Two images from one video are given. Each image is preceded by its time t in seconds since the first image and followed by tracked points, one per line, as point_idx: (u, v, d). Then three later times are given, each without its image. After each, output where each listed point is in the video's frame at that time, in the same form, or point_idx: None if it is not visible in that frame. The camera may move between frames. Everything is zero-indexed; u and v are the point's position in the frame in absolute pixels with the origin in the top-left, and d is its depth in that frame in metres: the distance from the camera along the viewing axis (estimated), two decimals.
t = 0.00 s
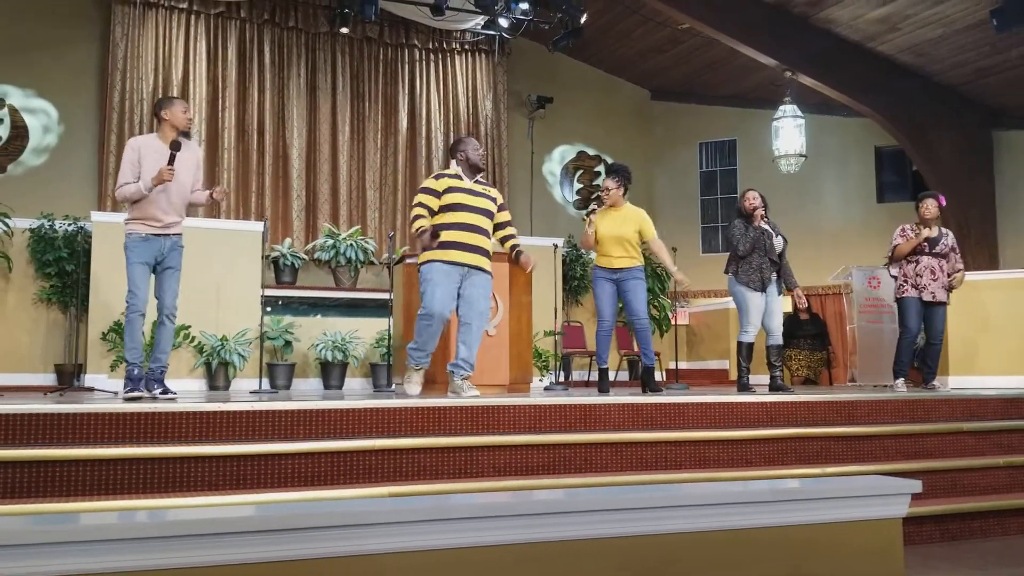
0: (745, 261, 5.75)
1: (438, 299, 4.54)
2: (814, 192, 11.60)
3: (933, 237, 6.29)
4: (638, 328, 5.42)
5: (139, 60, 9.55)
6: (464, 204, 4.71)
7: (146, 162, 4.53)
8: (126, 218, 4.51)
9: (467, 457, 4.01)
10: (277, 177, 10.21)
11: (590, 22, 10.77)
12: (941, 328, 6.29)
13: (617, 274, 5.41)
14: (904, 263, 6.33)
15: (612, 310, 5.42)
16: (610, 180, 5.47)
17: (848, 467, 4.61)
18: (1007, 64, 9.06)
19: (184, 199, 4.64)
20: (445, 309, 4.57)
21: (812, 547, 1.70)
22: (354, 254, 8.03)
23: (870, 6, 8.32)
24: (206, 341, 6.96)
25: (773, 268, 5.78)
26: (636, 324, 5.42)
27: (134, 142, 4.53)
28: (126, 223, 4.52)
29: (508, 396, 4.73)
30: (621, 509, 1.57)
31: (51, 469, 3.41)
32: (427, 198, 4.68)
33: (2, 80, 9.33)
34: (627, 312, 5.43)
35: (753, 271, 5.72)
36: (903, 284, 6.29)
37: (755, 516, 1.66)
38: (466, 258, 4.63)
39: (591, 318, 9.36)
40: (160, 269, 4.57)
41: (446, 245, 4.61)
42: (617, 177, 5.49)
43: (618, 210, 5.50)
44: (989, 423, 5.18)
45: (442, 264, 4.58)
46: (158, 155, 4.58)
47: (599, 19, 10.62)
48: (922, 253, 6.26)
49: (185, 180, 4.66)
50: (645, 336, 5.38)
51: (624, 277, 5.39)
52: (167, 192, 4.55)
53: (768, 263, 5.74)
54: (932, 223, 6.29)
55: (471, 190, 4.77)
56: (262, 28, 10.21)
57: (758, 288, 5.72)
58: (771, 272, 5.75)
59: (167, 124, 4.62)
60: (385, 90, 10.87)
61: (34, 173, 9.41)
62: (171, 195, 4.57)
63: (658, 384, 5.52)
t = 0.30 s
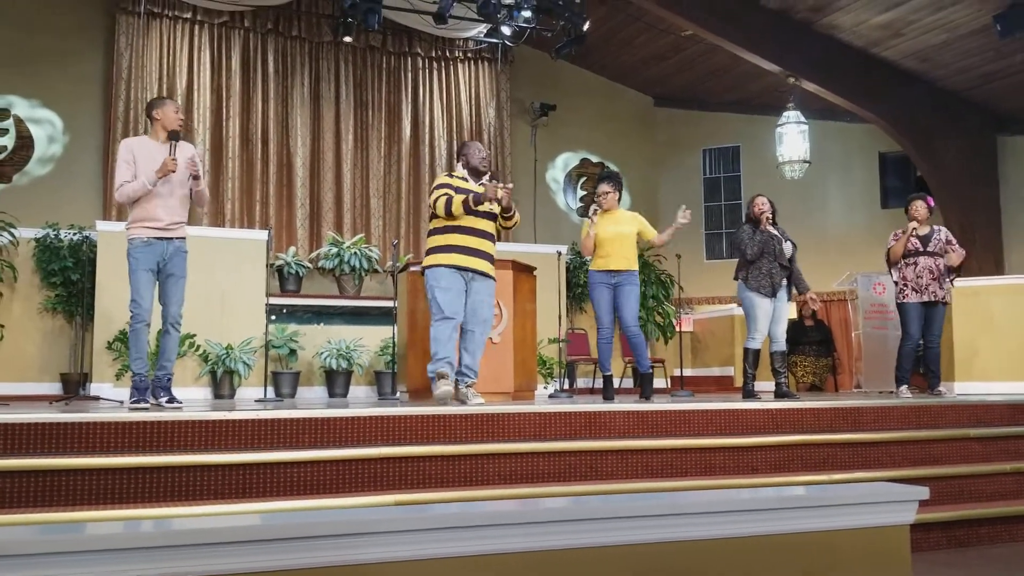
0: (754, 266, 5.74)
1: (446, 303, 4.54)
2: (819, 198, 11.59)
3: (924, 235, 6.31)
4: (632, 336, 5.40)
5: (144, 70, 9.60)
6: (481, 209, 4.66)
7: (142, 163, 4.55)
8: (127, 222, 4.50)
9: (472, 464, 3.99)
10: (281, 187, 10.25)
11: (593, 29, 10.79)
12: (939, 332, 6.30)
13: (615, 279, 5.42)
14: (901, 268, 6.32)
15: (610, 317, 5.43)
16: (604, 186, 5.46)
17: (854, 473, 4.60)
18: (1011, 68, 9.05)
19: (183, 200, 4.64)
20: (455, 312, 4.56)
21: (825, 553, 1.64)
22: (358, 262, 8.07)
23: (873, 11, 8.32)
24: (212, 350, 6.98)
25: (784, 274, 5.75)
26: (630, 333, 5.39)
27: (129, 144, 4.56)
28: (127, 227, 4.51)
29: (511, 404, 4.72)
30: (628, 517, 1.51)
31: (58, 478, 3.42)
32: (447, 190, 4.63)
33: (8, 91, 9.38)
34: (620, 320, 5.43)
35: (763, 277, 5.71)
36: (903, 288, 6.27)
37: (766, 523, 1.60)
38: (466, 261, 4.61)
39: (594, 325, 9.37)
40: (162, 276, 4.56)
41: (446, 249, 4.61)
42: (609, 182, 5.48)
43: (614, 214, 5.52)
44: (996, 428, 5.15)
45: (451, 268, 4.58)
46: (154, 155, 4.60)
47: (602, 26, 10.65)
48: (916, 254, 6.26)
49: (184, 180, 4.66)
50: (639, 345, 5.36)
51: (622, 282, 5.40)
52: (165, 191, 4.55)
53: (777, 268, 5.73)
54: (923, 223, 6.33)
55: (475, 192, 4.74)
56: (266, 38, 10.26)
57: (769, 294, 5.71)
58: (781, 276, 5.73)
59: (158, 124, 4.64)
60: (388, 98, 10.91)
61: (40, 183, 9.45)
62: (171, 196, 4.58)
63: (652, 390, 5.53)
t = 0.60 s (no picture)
0: (767, 274, 5.75)
1: (461, 312, 4.52)
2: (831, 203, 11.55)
3: (921, 243, 6.30)
4: (642, 341, 5.38)
5: (156, 79, 9.66)
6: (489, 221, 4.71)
7: (149, 172, 4.56)
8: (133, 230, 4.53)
9: (484, 471, 4.01)
10: (291, 195, 10.28)
11: (602, 35, 10.80)
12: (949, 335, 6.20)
13: (626, 287, 5.39)
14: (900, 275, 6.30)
15: (620, 325, 5.37)
16: (619, 197, 5.40)
17: (868, 480, 4.57)
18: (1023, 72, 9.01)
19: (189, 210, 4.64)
20: (469, 320, 4.55)
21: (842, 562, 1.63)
22: (368, 269, 8.06)
23: (883, 16, 8.30)
24: (223, 357, 6.99)
25: (796, 281, 5.73)
26: (641, 339, 5.39)
27: (135, 153, 4.57)
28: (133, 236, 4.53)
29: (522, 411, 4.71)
30: (642, 526, 1.51)
31: (71, 485, 3.43)
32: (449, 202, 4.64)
33: (22, 100, 9.45)
34: (631, 328, 5.42)
35: (775, 284, 5.71)
36: (903, 297, 6.24)
37: (783, 531, 1.59)
38: (479, 271, 4.62)
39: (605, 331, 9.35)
40: (169, 283, 4.57)
41: (460, 260, 4.60)
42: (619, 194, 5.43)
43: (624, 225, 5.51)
44: (1011, 435, 5.12)
45: (463, 279, 4.58)
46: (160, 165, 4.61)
47: (611, 32, 10.66)
48: (914, 262, 6.25)
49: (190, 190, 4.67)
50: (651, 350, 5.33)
51: (633, 290, 5.40)
52: (171, 201, 4.57)
53: (790, 276, 5.70)
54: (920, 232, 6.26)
55: (482, 204, 4.79)
56: (277, 46, 10.31)
57: (781, 301, 5.71)
58: (793, 284, 5.71)
59: (164, 132, 4.65)
60: (398, 106, 10.94)
61: (53, 191, 9.52)
62: (177, 205, 4.58)
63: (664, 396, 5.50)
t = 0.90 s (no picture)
0: (789, 280, 5.71)
1: (481, 319, 4.52)
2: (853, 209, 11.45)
3: (942, 246, 6.22)
4: (668, 349, 5.37)
5: (178, 91, 9.77)
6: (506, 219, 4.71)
7: (166, 180, 4.61)
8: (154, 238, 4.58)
9: (504, 480, 4.01)
10: (312, 204, 10.34)
11: (620, 43, 10.79)
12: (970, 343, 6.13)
13: (654, 292, 5.37)
14: (921, 279, 6.19)
15: (646, 333, 5.34)
16: (647, 199, 5.36)
17: (891, 490, 4.52)
18: None
19: (203, 219, 4.66)
20: (488, 327, 4.54)
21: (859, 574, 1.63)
22: (388, 277, 8.10)
23: (904, 22, 8.24)
24: (245, 365, 7.03)
25: (817, 286, 5.66)
26: (666, 344, 5.40)
27: (154, 161, 4.62)
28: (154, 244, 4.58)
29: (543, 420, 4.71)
30: (653, 536, 1.54)
31: (96, 494, 3.46)
32: (454, 211, 4.65)
33: (47, 112, 9.60)
34: (657, 334, 5.42)
35: (795, 290, 5.67)
36: (926, 303, 6.14)
37: (796, 543, 1.61)
38: (504, 274, 4.65)
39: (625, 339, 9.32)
40: (191, 291, 4.61)
41: (484, 262, 4.61)
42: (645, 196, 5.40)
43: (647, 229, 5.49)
44: None
45: (483, 282, 4.59)
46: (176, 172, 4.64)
47: (629, 40, 10.66)
48: (937, 266, 6.16)
49: (204, 199, 4.69)
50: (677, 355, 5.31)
51: (660, 295, 5.39)
52: (184, 210, 4.59)
53: (810, 281, 5.64)
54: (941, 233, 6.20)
55: (501, 202, 4.75)
56: (297, 57, 10.39)
57: (800, 308, 5.66)
58: (814, 290, 5.65)
59: (183, 140, 4.68)
60: (418, 115, 10.98)
61: (78, 202, 9.64)
62: (191, 214, 4.61)
63: (692, 404, 5.46)
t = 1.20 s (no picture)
0: (819, 287, 5.67)
1: (506, 332, 4.50)
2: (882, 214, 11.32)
3: (977, 254, 6.10)
4: (710, 356, 5.31)
5: (207, 100, 9.88)
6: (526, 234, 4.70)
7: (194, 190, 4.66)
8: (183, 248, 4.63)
9: (533, 488, 3.99)
10: (339, 212, 10.41)
11: (647, 49, 10.76)
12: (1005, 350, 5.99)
13: (691, 303, 5.35)
14: (955, 286, 6.12)
15: (680, 342, 5.31)
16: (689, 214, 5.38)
17: (925, 499, 4.46)
18: None
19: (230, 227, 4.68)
20: (515, 338, 4.52)
21: None
22: (415, 284, 8.12)
23: (934, 25, 8.15)
24: (273, 372, 7.07)
25: (846, 293, 5.61)
26: (708, 351, 5.31)
27: (180, 171, 4.67)
28: (183, 253, 4.63)
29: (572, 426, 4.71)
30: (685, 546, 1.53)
31: (128, 499, 3.50)
32: (477, 228, 4.67)
33: (80, 122, 9.74)
34: (696, 341, 5.35)
35: (824, 297, 5.63)
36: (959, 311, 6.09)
37: (836, 552, 1.57)
38: (528, 289, 4.65)
39: (652, 345, 9.27)
40: (220, 299, 4.65)
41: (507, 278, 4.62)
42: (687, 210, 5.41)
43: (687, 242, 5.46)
44: None
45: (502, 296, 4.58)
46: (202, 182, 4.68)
47: (655, 46, 10.65)
48: (971, 274, 6.07)
49: (229, 207, 4.71)
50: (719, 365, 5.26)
51: (698, 306, 5.35)
52: (210, 218, 4.62)
53: (838, 288, 5.60)
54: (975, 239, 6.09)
55: (521, 216, 4.75)
56: (325, 65, 10.48)
57: (830, 314, 5.61)
58: (843, 296, 5.59)
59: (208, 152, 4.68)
60: (444, 122, 11.02)
61: (110, 211, 9.77)
62: (218, 221, 4.63)
63: (722, 415, 5.43)
